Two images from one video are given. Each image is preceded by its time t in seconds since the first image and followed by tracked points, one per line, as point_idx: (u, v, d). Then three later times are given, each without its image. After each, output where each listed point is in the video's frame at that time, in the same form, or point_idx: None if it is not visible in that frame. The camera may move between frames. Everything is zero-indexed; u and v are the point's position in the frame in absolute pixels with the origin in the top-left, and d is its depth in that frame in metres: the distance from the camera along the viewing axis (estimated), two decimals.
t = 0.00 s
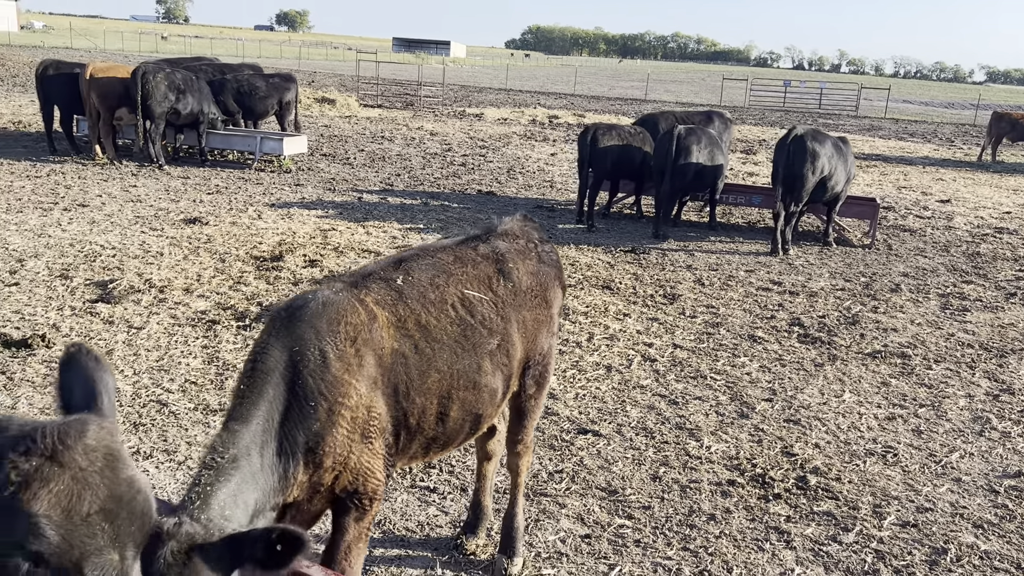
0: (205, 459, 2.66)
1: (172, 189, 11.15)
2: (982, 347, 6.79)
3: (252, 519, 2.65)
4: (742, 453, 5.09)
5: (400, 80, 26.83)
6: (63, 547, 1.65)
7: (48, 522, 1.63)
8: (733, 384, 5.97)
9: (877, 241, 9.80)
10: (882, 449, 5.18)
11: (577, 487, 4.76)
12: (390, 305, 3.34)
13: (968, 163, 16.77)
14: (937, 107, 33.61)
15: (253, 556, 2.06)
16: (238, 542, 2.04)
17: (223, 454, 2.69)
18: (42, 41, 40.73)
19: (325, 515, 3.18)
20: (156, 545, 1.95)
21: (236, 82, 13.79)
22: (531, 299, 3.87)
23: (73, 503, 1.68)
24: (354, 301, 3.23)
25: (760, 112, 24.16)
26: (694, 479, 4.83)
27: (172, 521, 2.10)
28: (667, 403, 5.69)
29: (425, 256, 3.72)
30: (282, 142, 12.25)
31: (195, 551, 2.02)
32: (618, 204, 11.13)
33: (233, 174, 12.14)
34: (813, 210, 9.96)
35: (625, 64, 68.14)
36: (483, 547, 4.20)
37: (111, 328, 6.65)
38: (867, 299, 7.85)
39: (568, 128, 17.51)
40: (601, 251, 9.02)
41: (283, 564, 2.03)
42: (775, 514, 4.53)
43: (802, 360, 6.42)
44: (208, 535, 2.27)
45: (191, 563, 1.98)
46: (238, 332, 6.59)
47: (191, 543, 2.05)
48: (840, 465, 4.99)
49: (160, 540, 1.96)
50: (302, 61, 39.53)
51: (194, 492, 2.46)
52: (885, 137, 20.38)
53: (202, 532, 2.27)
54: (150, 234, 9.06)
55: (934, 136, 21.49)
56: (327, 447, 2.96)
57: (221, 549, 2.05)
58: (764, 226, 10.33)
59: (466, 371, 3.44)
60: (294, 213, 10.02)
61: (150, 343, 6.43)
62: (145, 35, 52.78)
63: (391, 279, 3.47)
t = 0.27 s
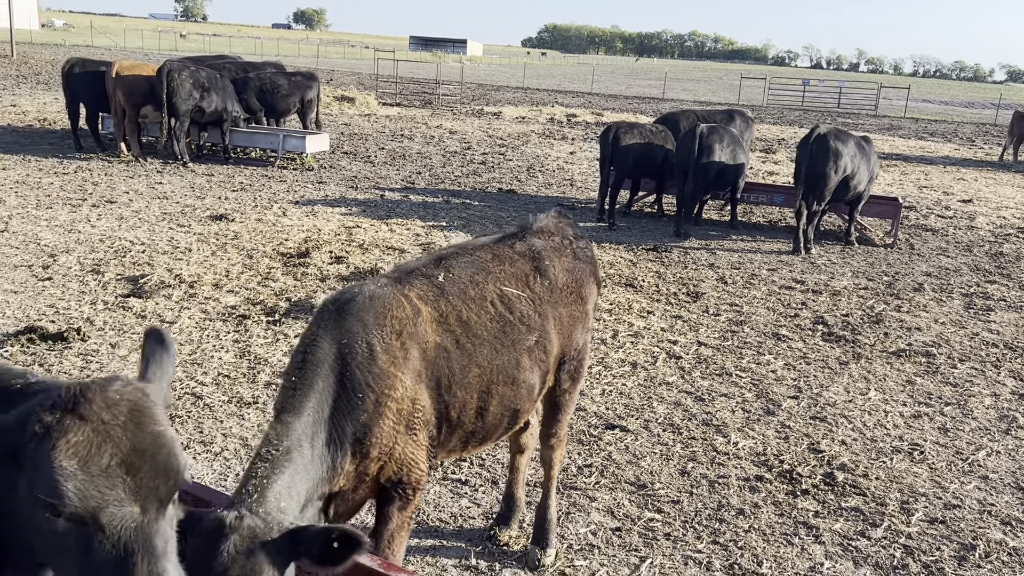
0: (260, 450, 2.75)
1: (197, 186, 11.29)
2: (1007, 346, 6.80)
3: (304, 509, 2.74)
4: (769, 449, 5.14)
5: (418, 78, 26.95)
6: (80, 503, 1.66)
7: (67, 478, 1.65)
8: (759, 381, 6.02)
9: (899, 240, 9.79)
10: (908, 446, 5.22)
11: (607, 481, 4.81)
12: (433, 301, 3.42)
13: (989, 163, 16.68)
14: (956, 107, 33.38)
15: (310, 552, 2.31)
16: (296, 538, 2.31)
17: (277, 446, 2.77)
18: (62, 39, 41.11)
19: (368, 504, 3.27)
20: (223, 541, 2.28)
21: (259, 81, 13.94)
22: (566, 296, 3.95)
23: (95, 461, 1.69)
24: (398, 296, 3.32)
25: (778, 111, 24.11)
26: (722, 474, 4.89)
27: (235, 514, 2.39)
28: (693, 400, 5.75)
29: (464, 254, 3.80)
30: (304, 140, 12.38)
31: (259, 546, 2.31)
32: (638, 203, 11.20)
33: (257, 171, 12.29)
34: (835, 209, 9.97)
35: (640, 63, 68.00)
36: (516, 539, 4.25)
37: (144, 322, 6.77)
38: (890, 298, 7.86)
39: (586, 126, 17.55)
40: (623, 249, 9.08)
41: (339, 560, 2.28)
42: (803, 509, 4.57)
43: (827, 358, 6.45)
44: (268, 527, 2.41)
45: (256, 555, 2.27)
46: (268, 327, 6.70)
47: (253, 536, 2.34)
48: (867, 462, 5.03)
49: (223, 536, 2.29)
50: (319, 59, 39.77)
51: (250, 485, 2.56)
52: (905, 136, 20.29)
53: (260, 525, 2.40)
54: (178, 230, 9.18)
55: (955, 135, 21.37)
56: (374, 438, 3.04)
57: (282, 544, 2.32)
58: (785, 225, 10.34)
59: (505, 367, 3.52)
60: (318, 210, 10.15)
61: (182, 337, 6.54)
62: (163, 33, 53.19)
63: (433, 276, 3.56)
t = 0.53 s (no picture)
0: (310, 440, 2.77)
1: (221, 181, 11.42)
2: None
3: (353, 498, 2.78)
4: (796, 443, 5.17)
5: (433, 74, 27.09)
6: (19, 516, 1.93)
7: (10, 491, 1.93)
8: (784, 376, 6.07)
9: (920, 237, 9.79)
10: (935, 441, 5.25)
11: (636, 472, 4.84)
12: (474, 292, 3.47)
13: (1009, 161, 16.61)
14: (974, 105, 33.20)
15: (364, 539, 2.45)
16: (351, 527, 2.43)
17: (327, 436, 2.79)
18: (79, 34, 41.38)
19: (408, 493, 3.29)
20: (284, 533, 2.38)
21: (280, 76, 14.09)
22: (601, 290, 4.00)
23: (34, 486, 1.94)
24: (441, 287, 3.36)
25: (794, 108, 24.08)
26: (751, 467, 4.91)
27: (291, 506, 2.48)
28: (720, 393, 5.80)
29: (502, 247, 3.85)
30: (326, 134, 12.49)
31: (317, 536, 2.41)
32: (658, 199, 11.26)
33: (279, 166, 12.43)
34: (856, 206, 9.97)
35: (654, 60, 67.90)
36: (548, 528, 4.28)
37: (175, 313, 6.85)
38: (913, 295, 7.88)
39: (603, 122, 17.61)
40: (645, 245, 9.13)
41: (392, 544, 2.45)
42: (832, 502, 4.60)
43: (852, 354, 6.48)
44: (324, 517, 2.49)
45: (315, 544, 2.38)
46: (297, 319, 6.78)
47: (310, 529, 2.43)
48: (894, 456, 5.07)
49: (283, 528, 2.39)
50: (334, 55, 39.94)
51: (302, 477, 2.60)
52: (923, 133, 20.23)
53: (316, 516, 2.48)
54: (204, 224, 9.29)
55: (973, 133, 21.29)
56: (419, 426, 3.07)
57: (337, 532, 2.44)
58: (806, 222, 10.36)
59: (544, 358, 3.56)
60: (341, 205, 10.31)
61: (214, 328, 6.62)
62: (177, 29, 53.49)
63: (473, 268, 3.60)
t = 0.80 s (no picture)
0: (360, 422, 2.86)
1: (247, 173, 11.55)
2: None
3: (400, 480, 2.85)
4: (823, 435, 5.20)
5: (452, 68, 27.25)
6: None
7: None
8: (810, 369, 6.11)
9: (945, 233, 9.76)
10: (962, 435, 5.28)
11: (665, 462, 4.87)
12: (513, 281, 3.55)
13: None
14: (997, 100, 32.93)
15: (415, 517, 2.47)
16: (400, 507, 2.48)
17: (377, 418, 2.87)
18: (101, 27, 41.65)
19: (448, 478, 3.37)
20: (340, 511, 2.47)
21: (304, 70, 14.25)
22: (636, 281, 4.07)
23: None
24: (482, 276, 3.44)
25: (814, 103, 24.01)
26: (779, 458, 4.91)
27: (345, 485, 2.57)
28: (746, 386, 5.85)
29: (540, 239, 3.93)
30: (350, 129, 12.67)
31: (370, 514, 2.49)
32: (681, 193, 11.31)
33: (304, 159, 12.62)
34: (881, 201, 9.92)
35: (671, 55, 67.63)
36: (580, 516, 4.33)
37: (207, 302, 6.95)
38: (938, 290, 7.88)
39: (624, 117, 17.61)
40: (668, 239, 9.17)
41: (439, 524, 2.49)
42: (860, 493, 4.59)
43: (877, 348, 6.51)
44: (377, 495, 2.59)
45: (368, 522, 2.46)
46: (327, 310, 6.90)
47: (364, 508, 2.52)
48: (922, 450, 5.09)
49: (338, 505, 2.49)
50: (353, 49, 40.14)
51: (355, 458, 2.70)
52: (946, 129, 20.12)
53: (370, 494, 2.58)
54: (232, 215, 9.40)
55: (997, 128, 21.15)
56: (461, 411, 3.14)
57: (388, 510, 2.50)
58: (830, 217, 10.35)
59: (581, 347, 3.63)
60: (366, 198, 10.57)
61: (246, 318, 6.71)
62: (196, 23, 53.77)
63: (512, 259, 3.68)
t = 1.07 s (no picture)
0: (398, 413, 2.92)
1: (274, 162, 11.69)
2: None
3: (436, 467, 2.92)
4: (848, 426, 5.20)
5: (475, 58, 27.27)
6: None
7: None
8: (836, 361, 6.11)
9: (973, 226, 9.64)
10: (988, 428, 5.26)
11: (690, 451, 4.91)
12: (542, 272, 3.59)
13: None
14: None
15: (454, 509, 2.62)
16: (444, 499, 2.62)
17: (414, 407, 2.93)
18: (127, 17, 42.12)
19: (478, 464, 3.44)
20: (384, 501, 2.57)
21: (330, 59, 14.35)
22: (664, 271, 4.10)
23: None
24: (513, 266, 3.49)
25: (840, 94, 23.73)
26: (803, 449, 4.93)
27: (388, 475, 2.68)
28: (771, 376, 5.86)
29: (568, 229, 3.96)
30: (374, 119, 12.75)
31: (413, 505, 2.60)
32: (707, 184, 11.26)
33: (330, 149, 12.75)
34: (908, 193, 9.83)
35: (695, 44, 66.97)
36: (605, 502, 4.39)
37: (237, 289, 7.06)
38: (965, 283, 7.81)
39: (648, 107, 17.54)
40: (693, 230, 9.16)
41: (479, 517, 2.61)
42: (885, 483, 4.60)
43: (903, 340, 6.48)
44: (419, 486, 2.69)
45: (411, 512, 2.57)
46: (355, 298, 6.99)
47: (407, 498, 2.62)
48: (947, 442, 5.08)
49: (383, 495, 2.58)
50: (376, 38, 40.23)
51: (394, 448, 2.78)
52: (976, 120, 19.82)
53: (412, 485, 2.67)
54: (261, 204, 9.53)
55: None
56: (492, 399, 3.20)
57: (431, 503, 2.64)
58: (856, 209, 10.27)
59: (609, 337, 3.68)
60: (392, 187, 10.72)
61: (275, 305, 6.82)
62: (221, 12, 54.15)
63: (541, 249, 3.72)
